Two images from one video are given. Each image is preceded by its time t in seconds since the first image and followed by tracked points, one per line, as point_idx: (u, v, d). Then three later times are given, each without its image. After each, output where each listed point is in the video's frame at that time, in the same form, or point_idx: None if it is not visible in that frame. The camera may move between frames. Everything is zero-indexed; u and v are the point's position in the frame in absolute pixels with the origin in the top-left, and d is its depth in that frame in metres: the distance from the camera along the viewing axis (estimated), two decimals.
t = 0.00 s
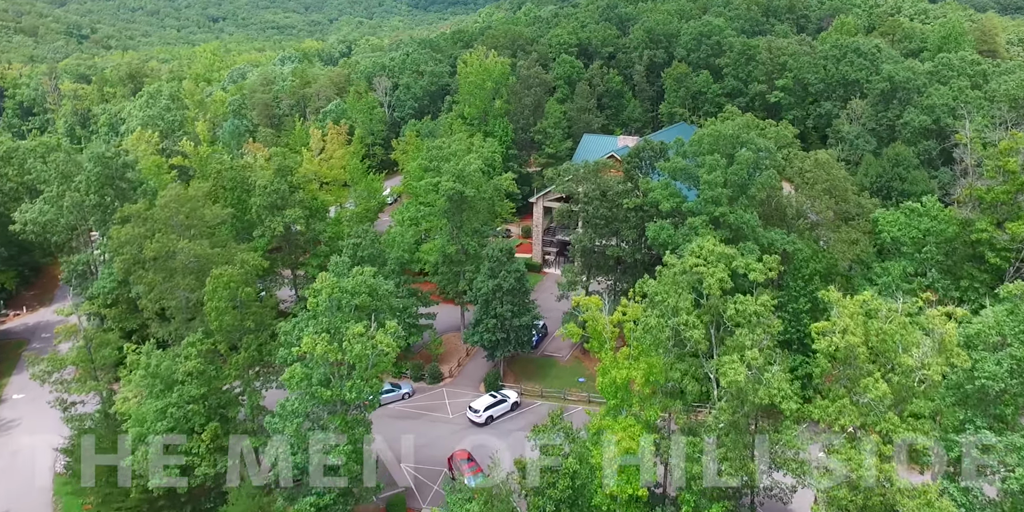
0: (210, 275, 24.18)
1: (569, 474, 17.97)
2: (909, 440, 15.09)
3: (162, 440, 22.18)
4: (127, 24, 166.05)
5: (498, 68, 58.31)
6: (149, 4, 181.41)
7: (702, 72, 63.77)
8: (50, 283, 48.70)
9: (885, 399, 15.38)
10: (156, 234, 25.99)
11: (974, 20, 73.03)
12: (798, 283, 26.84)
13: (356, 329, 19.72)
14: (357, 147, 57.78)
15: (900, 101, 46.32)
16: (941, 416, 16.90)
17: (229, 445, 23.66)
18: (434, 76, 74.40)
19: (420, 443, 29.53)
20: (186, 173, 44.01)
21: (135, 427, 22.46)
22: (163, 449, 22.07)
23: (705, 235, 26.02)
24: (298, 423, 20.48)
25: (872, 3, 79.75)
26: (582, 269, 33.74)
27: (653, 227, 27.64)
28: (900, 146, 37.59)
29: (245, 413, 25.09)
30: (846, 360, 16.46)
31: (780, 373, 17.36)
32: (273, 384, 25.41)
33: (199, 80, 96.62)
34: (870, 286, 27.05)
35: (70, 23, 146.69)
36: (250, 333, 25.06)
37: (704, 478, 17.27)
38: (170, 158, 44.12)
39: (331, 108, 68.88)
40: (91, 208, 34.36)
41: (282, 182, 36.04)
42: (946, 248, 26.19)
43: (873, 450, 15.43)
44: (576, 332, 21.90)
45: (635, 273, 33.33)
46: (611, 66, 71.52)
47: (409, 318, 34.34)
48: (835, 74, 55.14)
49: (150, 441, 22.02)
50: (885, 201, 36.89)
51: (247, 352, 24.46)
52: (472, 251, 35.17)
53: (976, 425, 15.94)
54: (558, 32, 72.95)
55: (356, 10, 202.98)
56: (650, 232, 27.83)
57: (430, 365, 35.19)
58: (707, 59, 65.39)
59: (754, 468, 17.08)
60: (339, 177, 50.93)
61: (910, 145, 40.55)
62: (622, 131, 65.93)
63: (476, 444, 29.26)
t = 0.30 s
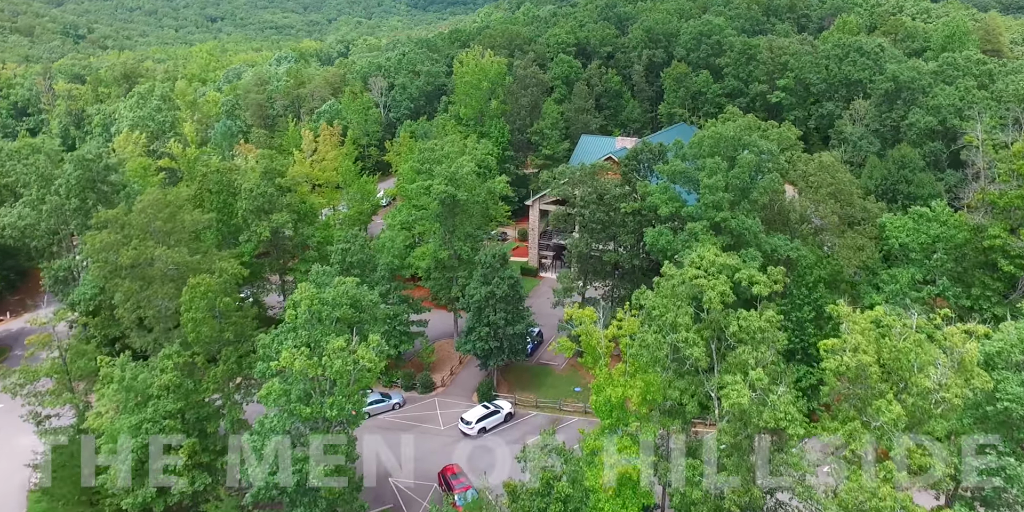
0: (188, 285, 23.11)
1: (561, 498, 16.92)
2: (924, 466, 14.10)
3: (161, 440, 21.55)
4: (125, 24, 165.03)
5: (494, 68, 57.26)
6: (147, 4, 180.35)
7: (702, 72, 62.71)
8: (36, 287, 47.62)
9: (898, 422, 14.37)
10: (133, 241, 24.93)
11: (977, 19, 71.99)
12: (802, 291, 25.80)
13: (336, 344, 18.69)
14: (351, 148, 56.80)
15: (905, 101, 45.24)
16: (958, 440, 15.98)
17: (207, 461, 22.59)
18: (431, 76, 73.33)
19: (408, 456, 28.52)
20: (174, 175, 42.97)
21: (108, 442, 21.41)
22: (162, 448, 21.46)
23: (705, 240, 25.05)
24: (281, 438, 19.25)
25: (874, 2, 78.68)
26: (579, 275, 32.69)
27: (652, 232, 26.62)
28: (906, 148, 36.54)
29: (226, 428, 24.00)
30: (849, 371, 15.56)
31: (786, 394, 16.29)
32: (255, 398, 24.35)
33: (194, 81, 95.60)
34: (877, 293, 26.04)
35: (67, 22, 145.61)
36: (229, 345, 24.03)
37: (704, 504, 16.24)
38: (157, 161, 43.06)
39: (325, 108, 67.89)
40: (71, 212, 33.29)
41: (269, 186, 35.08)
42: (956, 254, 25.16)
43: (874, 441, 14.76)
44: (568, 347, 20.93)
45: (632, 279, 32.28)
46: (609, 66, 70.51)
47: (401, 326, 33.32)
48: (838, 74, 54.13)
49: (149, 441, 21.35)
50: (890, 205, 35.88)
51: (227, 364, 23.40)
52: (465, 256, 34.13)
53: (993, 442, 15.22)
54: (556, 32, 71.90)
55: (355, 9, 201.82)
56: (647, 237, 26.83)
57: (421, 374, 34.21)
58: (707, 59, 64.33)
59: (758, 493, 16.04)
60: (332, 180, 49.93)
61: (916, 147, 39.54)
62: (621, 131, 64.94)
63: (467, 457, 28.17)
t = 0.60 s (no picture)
0: (164, 295, 22.05)
1: None
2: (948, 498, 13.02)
3: (161, 440, 20.82)
4: (123, 24, 163.86)
5: (490, 68, 56.16)
6: (145, 4, 179.10)
7: (702, 71, 61.66)
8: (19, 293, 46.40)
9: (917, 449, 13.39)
10: (107, 248, 23.84)
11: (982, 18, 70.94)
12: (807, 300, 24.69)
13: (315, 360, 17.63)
14: (345, 149, 55.72)
15: (911, 101, 44.14)
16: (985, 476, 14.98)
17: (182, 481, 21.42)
18: (427, 75, 72.22)
19: (396, 470, 27.44)
20: (160, 178, 41.85)
21: (77, 460, 20.23)
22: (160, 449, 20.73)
23: (706, 248, 24.01)
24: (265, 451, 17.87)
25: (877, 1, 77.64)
26: (575, 282, 31.63)
27: (650, 239, 25.55)
28: (913, 150, 35.47)
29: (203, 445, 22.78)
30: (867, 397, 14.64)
31: (794, 419, 15.17)
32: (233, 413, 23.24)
33: (189, 81, 94.49)
34: (886, 302, 25.01)
35: (64, 22, 144.46)
36: (207, 358, 22.99)
37: None
38: (143, 163, 41.96)
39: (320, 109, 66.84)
40: (50, 216, 32.15)
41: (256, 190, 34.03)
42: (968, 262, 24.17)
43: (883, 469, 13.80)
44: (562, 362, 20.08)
45: (631, 286, 31.24)
46: (608, 65, 69.47)
47: (391, 334, 32.30)
48: (841, 74, 53.07)
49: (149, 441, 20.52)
50: (897, 209, 34.83)
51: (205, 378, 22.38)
52: (457, 263, 33.05)
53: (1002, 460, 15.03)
54: (555, 31, 70.82)
55: (355, 9, 200.65)
56: (646, 243, 25.77)
57: (413, 383, 33.18)
58: (708, 59, 63.29)
59: None
60: (324, 182, 48.84)
61: (922, 149, 38.49)
62: (620, 132, 63.93)
63: (458, 472, 27.05)
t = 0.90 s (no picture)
0: (137, 307, 20.94)
1: None
2: None
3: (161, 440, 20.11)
4: (121, 24, 162.77)
5: (486, 68, 55.00)
6: (143, 4, 177.84)
7: (702, 71, 60.57)
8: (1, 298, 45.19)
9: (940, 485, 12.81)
10: (78, 256, 22.73)
11: (986, 17, 69.81)
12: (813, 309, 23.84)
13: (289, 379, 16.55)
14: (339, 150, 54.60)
15: (916, 102, 43.04)
16: None
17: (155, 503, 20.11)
18: (423, 75, 71.11)
19: (385, 485, 26.34)
20: (146, 180, 40.72)
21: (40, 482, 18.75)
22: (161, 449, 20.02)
23: (707, 257, 22.93)
24: (239, 472, 16.58)
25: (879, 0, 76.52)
26: (571, 289, 30.53)
27: (649, 246, 24.42)
28: (921, 152, 34.37)
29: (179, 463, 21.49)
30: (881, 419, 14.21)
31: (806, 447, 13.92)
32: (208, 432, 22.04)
33: (184, 81, 93.30)
34: (894, 311, 23.99)
35: (60, 21, 143.16)
36: (181, 373, 21.93)
37: None
38: (128, 165, 40.83)
39: (314, 110, 65.90)
40: (26, 220, 30.97)
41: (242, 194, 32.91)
42: (983, 271, 23.02)
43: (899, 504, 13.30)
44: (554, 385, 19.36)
45: (628, 294, 30.18)
46: (607, 65, 68.39)
47: (381, 344, 31.19)
48: (844, 74, 51.99)
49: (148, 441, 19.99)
50: (903, 213, 33.75)
51: (180, 394, 21.25)
52: (450, 269, 31.97)
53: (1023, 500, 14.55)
54: (553, 30, 69.72)
55: (354, 9, 199.30)
56: (644, 250, 24.63)
57: (403, 394, 32.09)
58: (708, 59, 62.23)
59: None
60: (316, 184, 47.67)
61: (929, 151, 37.40)
62: (619, 133, 62.89)
63: (449, 488, 25.94)
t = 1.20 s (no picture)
0: (104, 320, 19.86)
1: None
2: None
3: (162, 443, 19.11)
4: (119, 24, 161.71)
5: (482, 67, 53.91)
6: (141, 4, 176.75)
7: (703, 71, 59.51)
8: None
9: None
10: (45, 266, 21.59)
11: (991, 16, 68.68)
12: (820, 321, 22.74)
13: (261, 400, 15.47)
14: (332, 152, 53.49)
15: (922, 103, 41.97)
16: None
17: None
18: (419, 76, 70.01)
19: (370, 500, 25.34)
20: (131, 183, 39.59)
21: None
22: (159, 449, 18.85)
23: (709, 266, 21.80)
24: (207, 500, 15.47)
25: None
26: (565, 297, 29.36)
27: (647, 255, 23.28)
28: (928, 154, 33.26)
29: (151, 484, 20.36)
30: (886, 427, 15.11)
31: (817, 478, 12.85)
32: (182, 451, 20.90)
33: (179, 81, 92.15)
34: (905, 323, 22.94)
35: (57, 21, 141.96)
36: (152, 390, 20.88)
37: None
38: (113, 168, 39.69)
39: (308, 110, 64.83)
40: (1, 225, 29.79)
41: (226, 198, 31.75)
42: (998, 281, 21.94)
43: None
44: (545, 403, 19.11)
45: (625, 302, 29.05)
46: (606, 65, 67.28)
47: (369, 354, 30.07)
48: (847, 74, 50.91)
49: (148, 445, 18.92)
50: (910, 218, 32.65)
51: (149, 411, 20.10)
52: (441, 276, 30.84)
53: None
54: (551, 30, 68.62)
55: (353, 9, 197.95)
56: (643, 258, 23.47)
57: (393, 405, 31.02)
58: (708, 58, 61.16)
59: None
60: (307, 187, 47.20)
61: (936, 153, 36.30)
62: (618, 134, 61.82)
63: (440, 506, 24.95)
